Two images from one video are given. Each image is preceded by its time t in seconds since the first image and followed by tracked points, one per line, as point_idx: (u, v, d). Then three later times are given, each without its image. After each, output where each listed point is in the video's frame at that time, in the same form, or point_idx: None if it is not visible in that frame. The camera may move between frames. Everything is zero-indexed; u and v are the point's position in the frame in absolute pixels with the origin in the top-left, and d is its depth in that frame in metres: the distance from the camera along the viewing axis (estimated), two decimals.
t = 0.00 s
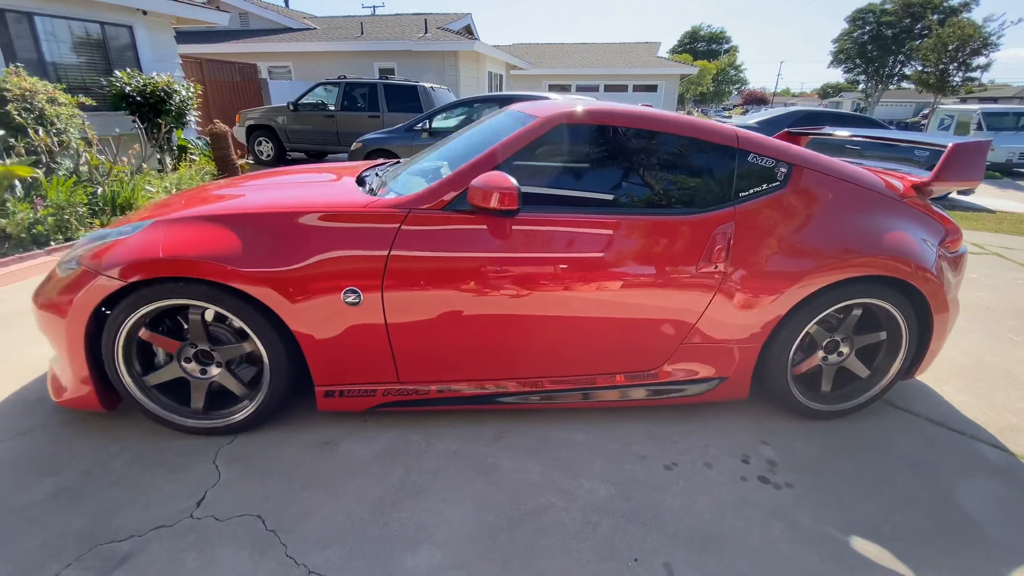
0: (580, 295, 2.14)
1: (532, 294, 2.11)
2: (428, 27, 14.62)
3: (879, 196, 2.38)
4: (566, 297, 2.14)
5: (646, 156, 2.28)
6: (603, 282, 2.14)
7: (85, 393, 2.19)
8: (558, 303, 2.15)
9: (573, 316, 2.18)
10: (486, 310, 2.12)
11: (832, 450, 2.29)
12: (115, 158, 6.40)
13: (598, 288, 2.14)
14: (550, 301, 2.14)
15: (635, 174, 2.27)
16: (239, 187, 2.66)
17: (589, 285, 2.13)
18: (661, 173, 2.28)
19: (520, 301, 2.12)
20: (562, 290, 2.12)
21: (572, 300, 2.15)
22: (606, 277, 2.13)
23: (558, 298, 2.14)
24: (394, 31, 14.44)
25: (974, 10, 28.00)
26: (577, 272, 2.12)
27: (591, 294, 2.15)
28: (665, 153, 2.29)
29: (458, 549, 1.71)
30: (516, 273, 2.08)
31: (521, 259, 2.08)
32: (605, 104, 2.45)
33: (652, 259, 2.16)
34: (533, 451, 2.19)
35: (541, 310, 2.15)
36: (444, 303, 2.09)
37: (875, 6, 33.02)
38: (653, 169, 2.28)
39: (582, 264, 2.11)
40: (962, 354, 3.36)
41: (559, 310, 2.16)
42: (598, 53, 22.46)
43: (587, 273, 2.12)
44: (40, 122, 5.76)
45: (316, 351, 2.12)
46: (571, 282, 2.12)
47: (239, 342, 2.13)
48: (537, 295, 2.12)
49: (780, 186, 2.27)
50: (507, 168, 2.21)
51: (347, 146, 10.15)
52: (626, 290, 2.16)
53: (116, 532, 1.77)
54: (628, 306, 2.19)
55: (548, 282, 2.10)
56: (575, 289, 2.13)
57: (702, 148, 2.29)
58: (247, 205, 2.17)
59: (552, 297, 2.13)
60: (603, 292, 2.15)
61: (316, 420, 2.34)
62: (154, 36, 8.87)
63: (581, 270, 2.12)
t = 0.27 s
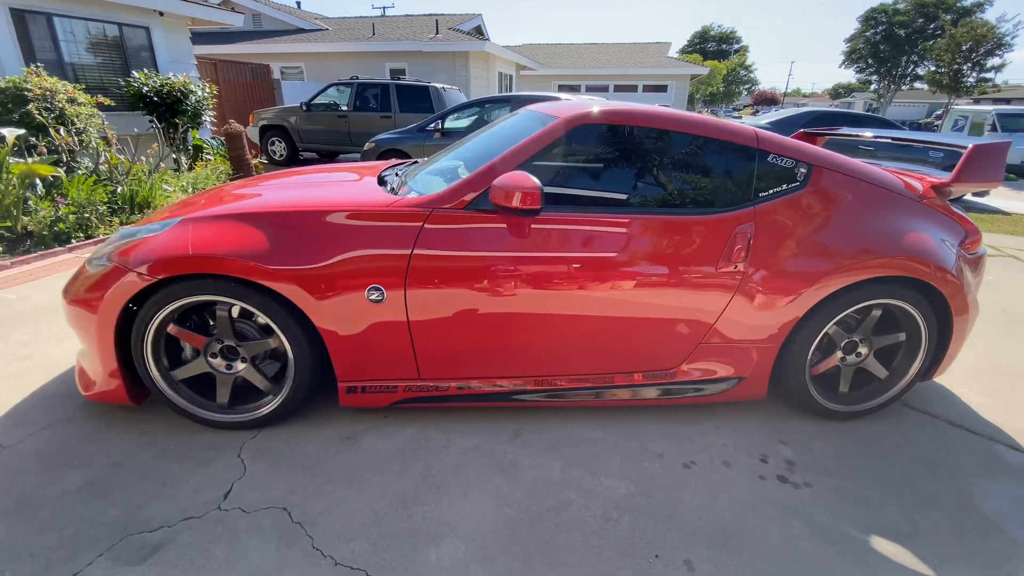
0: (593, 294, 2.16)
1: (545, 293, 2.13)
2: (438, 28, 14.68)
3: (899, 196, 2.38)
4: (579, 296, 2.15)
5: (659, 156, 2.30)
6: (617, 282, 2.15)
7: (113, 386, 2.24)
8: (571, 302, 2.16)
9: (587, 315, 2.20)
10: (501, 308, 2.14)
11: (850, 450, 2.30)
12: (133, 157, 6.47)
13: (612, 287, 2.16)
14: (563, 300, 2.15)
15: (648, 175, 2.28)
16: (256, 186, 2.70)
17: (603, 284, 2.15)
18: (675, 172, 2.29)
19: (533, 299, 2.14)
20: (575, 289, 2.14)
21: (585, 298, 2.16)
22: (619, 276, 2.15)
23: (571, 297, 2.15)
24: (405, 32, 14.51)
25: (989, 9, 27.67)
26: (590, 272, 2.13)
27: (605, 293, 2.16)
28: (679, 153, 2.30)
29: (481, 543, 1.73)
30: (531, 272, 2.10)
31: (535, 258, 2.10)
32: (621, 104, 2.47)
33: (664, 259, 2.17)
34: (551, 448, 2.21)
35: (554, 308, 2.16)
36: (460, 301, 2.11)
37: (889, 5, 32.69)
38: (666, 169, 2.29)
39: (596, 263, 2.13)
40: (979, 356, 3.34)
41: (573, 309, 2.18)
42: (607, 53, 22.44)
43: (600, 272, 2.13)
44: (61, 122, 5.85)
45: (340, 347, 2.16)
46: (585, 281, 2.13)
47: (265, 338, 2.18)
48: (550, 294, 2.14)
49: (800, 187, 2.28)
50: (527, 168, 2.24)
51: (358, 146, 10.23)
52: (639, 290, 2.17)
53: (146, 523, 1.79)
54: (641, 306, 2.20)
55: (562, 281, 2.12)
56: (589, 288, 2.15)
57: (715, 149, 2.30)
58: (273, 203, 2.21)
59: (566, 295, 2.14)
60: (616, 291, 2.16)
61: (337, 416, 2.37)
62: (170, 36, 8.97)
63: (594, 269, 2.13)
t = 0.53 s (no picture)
0: (605, 295, 2.16)
1: (558, 294, 2.13)
2: (447, 28, 14.72)
3: (919, 198, 2.36)
4: (591, 297, 2.15)
5: (669, 155, 2.29)
6: (629, 283, 2.15)
7: (134, 384, 2.27)
8: (583, 303, 2.16)
9: (599, 316, 2.19)
10: (518, 309, 2.15)
11: (870, 455, 2.28)
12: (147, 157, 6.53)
13: (624, 288, 2.15)
14: (575, 301, 2.15)
15: (659, 176, 2.28)
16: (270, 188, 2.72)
17: (615, 286, 2.15)
18: (686, 173, 2.29)
19: (545, 300, 2.14)
20: (588, 290, 2.14)
21: (597, 300, 2.16)
22: (632, 278, 2.14)
23: (583, 298, 2.15)
24: (413, 33, 14.56)
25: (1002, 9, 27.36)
26: (602, 273, 2.13)
27: (617, 294, 2.16)
28: (689, 153, 2.29)
29: (501, 544, 1.74)
30: (541, 274, 2.10)
31: (548, 260, 2.10)
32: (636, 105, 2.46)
33: (676, 260, 2.16)
34: (569, 450, 2.21)
35: (567, 309, 2.16)
36: (475, 302, 2.12)
37: (900, 5, 32.42)
38: (677, 169, 2.29)
39: (606, 265, 2.12)
40: (999, 359, 3.30)
41: (585, 310, 2.18)
42: (615, 53, 22.40)
43: (611, 274, 2.13)
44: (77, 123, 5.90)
45: (359, 347, 2.18)
46: (596, 282, 2.13)
47: (285, 338, 2.21)
48: (562, 295, 2.14)
49: (820, 189, 2.27)
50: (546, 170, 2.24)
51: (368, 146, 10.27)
52: (652, 292, 2.17)
53: (169, 521, 1.81)
54: (652, 307, 2.20)
55: (574, 282, 2.12)
56: (601, 290, 2.15)
57: (728, 149, 2.30)
58: (294, 204, 2.23)
59: (578, 297, 2.15)
60: (628, 293, 2.16)
61: (355, 415, 2.39)
62: (182, 38, 9.06)
63: (605, 270, 2.13)
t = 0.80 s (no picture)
0: (615, 297, 2.14)
1: (568, 296, 2.12)
2: (453, 29, 14.72)
3: (939, 200, 2.33)
4: (602, 299, 2.14)
5: (678, 156, 2.28)
6: (639, 285, 2.13)
7: (149, 385, 2.27)
8: (593, 305, 2.15)
9: (609, 318, 2.18)
10: (533, 311, 2.14)
11: (889, 459, 2.26)
12: (156, 158, 6.55)
13: (634, 290, 2.14)
14: (585, 303, 2.14)
15: (669, 177, 2.26)
16: (280, 190, 2.72)
17: (625, 288, 2.13)
18: (695, 174, 2.27)
19: (557, 302, 2.13)
20: (597, 292, 2.12)
21: (607, 301, 2.15)
22: (642, 280, 2.13)
23: (593, 300, 2.14)
24: (420, 33, 14.57)
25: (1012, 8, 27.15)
26: (611, 275, 2.12)
27: (627, 296, 2.15)
28: (698, 153, 2.28)
29: (520, 548, 1.73)
30: (552, 276, 2.09)
31: (559, 261, 2.09)
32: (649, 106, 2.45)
33: (687, 263, 2.14)
34: (585, 453, 2.20)
35: (579, 311, 2.15)
36: (488, 304, 2.11)
37: (907, 5, 32.24)
38: (686, 170, 2.27)
39: (616, 266, 2.11)
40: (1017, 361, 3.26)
41: (595, 312, 2.16)
42: (621, 54, 22.36)
43: (621, 275, 2.12)
44: (87, 122, 5.91)
45: (375, 349, 2.17)
46: (606, 284, 2.12)
47: (301, 339, 2.21)
48: (573, 297, 2.13)
49: (839, 190, 2.25)
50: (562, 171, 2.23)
51: (375, 147, 10.28)
52: (661, 294, 2.15)
53: (187, 522, 1.81)
54: (663, 309, 2.18)
55: (583, 284, 2.11)
56: (611, 292, 2.13)
57: (739, 149, 2.28)
58: (311, 205, 2.23)
59: (588, 299, 2.13)
60: (638, 295, 2.15)
61: (369, 417, 2.38)
62: (191, 38, 9.10)
63: (615, 272, 2.11)
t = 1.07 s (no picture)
0: (623, 301, 2.14)
1: (575, 300, 2.12)
2: (456, 31, 14.74)
3: (950, 204, 2.34)
4: (610, 302, 2.13)
5: (682, 159, 2.28)
6: (646, 289, 2.13)
7: (161, 389, 2.27)
8: (600, 309, 2.14)
9: (616, 321, 2.18)
10: (544, 315, 2.14)
11: (900, 463, 2.26)
12: (162, 159, 6.56)
13: (641, 294, 2.13)
14: (593, 306, 2.13)
15: (675, 181, 2.26)
16: (288, 193, 2.72)
17: (632, 291, 2.13)
18: (700, 178, 2.27)
19: (566, 306, 2.13)
20: (604, 296, 2.12)
21: (616, 305, 2.14)
22: (648, 284, 2.13)
23: (601, 304, 2.13)
24: (422, 35, 14.59)
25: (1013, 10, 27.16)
26: (617, 279, 2.11)
27: (634, 300, 2.14)
28: (701, 157, 2.28)
29: (536, 553, 1.73)
30: (559, 280, 2.09)
31: (566, 265, 2.09)
32: (659, 110, 2.45)
33: (693, 267, 2.14)
34: (597, 457, 2.20)
35: (587, 315, 2.15)
36: (500, 308, 2.11)
37: (909, 6, 32.23)
38: (691, 174, 2.27)
39: (623, 270, 2.11)
40: None
41: (603, 315, 2.16)
42: (622, 55, 22.38)
43: (629, 279, 2.11)
44: (93, 125, 5.93)
45: (387, 352, 2.18)
46: (613, 288, 2.11)
47: (313, 343, 2.21)
48: (580, 301, 2.12)
49: (851, 195, 2.25)
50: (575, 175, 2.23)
51: (378, 148, 10.29)
52: (668, 297, 2.15)
53: (202, 527, 1.81)
54: (670, 313, 2.18)
55: (590, 288, 2.11)
56: (617, 295, 2.13)
57: (745, 153, 2.29)
58: (324, 209, 2.23)
59: (594, 302, 2.13)
60: (644, 299, 2.14)
61: (380, 420, 2.38)
62: (195, 40, 9.12)
63: (623, 276, 2.11)
